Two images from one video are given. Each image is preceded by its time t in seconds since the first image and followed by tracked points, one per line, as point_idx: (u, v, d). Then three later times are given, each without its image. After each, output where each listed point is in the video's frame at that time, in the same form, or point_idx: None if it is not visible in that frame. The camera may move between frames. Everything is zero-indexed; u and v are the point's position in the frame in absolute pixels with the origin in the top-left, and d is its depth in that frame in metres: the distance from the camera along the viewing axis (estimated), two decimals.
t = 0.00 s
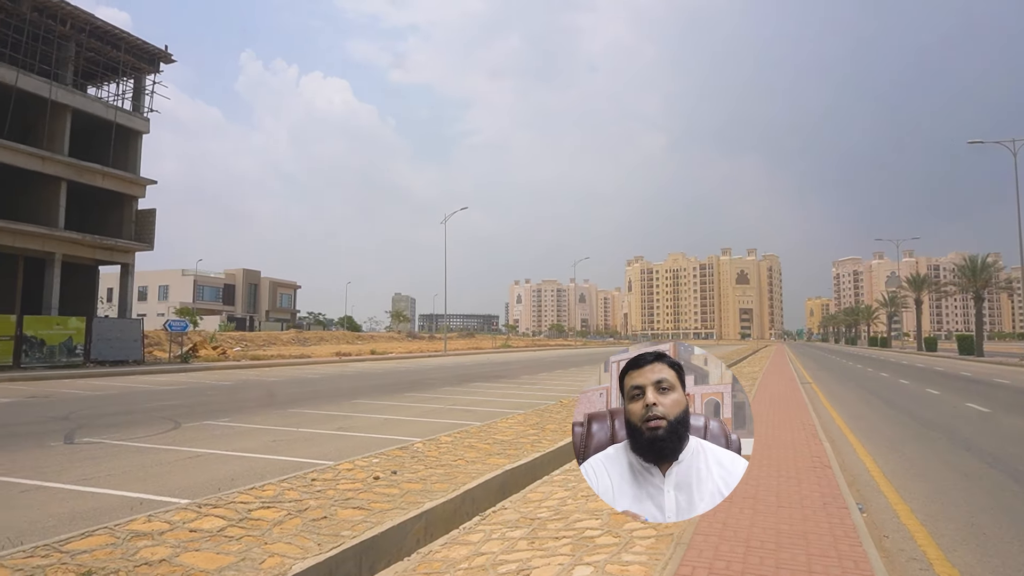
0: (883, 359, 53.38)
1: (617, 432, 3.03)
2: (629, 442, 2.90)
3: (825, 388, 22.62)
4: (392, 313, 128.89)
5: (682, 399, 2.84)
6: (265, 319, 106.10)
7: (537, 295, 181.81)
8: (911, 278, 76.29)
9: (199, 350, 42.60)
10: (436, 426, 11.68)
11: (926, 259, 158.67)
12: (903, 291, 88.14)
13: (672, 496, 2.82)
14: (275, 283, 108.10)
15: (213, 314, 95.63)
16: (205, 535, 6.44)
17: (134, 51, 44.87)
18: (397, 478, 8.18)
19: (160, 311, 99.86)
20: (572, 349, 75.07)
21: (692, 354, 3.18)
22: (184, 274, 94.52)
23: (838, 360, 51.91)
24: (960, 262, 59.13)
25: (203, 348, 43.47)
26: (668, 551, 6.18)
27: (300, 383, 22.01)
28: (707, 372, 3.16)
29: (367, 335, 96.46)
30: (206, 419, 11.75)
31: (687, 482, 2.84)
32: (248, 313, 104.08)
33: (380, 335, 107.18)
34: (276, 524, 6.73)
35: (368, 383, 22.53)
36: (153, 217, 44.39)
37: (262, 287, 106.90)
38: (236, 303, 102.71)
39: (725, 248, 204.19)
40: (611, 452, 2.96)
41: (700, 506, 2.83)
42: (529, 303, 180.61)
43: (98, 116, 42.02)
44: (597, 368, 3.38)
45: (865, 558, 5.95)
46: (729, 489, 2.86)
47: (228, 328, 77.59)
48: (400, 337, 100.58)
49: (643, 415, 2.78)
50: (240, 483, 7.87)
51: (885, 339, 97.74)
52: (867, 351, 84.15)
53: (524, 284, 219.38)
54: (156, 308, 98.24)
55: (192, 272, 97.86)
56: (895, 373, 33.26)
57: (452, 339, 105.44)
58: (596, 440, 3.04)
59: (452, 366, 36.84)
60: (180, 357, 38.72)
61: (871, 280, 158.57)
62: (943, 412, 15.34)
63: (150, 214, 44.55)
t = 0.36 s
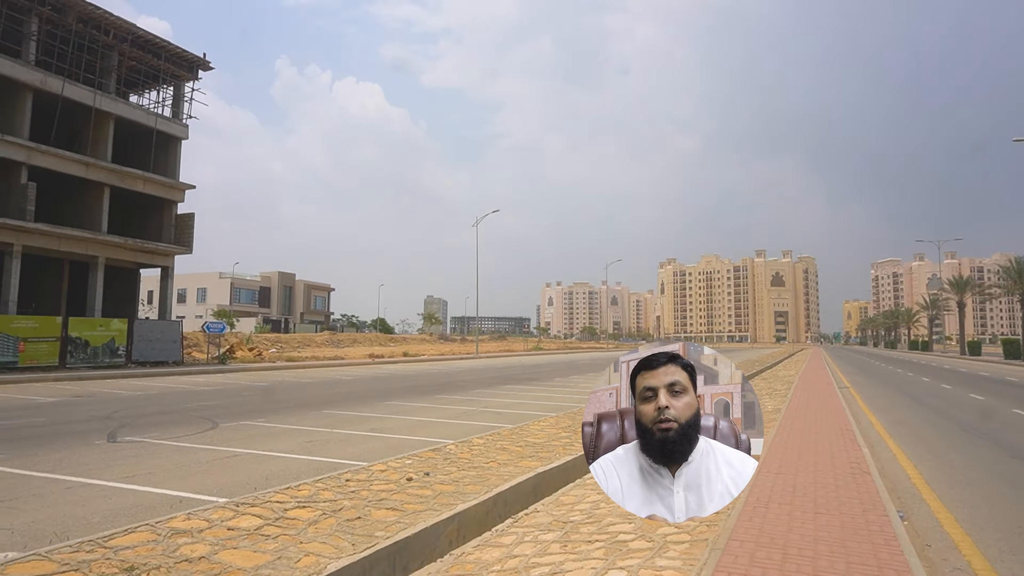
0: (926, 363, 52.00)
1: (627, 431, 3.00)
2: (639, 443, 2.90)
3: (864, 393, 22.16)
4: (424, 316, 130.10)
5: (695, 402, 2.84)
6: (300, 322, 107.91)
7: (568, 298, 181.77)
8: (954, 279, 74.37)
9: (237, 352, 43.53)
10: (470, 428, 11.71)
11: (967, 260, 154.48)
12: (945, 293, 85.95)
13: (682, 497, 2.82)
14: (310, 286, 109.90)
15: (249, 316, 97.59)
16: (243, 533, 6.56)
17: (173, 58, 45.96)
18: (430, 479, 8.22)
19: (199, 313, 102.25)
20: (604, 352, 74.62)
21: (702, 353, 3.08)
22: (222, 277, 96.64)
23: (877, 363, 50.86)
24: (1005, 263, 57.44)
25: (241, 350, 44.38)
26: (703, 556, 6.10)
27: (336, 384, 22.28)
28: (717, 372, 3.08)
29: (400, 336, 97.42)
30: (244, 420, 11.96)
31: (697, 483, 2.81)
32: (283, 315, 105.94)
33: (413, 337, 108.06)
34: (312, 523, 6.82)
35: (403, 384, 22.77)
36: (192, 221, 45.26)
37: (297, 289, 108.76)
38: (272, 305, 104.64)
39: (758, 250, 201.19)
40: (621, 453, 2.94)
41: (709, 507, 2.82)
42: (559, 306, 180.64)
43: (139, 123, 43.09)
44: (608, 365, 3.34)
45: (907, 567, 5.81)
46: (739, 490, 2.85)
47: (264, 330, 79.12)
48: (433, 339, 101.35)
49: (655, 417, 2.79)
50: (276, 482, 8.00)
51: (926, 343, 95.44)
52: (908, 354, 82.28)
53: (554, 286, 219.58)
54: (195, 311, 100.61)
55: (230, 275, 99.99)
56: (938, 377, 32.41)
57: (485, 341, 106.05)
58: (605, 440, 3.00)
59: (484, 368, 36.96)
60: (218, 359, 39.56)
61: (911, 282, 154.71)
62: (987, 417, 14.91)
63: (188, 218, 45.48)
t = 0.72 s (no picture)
0: (986, 366, 50.04)
1: (637, 431, 3.12)
2: (650, 445, 3.02)
3: (919, 397, 21.48)
4: (466, 321, 130.81)
5: (704, 403, 2.94)
6: (344, 328, 109.66)
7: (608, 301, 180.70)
8: (1013, 279, 71.61)
9: (283, 358, 44.50)
10: (513, 433, 11.72)
11: None
12: (1007, 295, 82.60)
13: (692, 496, 2.98)
14: (354, 292, 111.70)
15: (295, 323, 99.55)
16: (293, 535, 6.68)
17: (221, 73, 47.19)
18: (475, 484, 8.26)
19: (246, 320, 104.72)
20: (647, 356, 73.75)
21: (712, 353, 3.15)
22: (268, 285, 98.86)
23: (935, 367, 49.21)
24: None
25: (287, 356, 45.35)
26: (752, 564, 5.98)
27: (381, 389, 22.49)
28: (727, 372, 3.15)
29: (442, 342, 98.04)
30: (290, 424, 12.18)
31: (706, 483, 2.97)
32: (327, 322, 107.75)
33: (454, 342, 108.54)
34: (358, 527, 6.91)
35: (448, 389, 22.94)
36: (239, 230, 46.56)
37: (341, 296, 110.68)
38: (316, 311, 106.58)
39: (804, 251, 196.73)
40: (631, 454, 3.08)
41: (718, 505, 2.97)
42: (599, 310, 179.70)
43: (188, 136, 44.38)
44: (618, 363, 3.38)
45: None
46: (746, 489, 3.00)
47: (309, 336, 80.61)
48: (474, 344, 101.71)
49: (665, 420, 2.90)
50: (324, 486, 8.12)
51: (986, 346, 91.94)
52: (969, 358, 79.15)
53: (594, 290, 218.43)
54: (243, 317, 103.11)
55: (276, 283, 102.16)
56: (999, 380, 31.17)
57: (527, 346, 105.97)
58: (616, 440, 3.14)
59: (526, 373, 36.91)
60: (265, 365, 40.51)
61: (966, 282, 149.22)
62: None
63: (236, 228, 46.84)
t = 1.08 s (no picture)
0: None
1: (647, 431, 3.02)
2: (659, 444, 2.93)
3: (981, 399, 20.72)
4: (508, 323, 131.28)
5: (715, 403, 2.87)
6: (388, 332, 111.21)
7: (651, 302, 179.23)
8: None
9: (330, 362, 45.41)
10: (556, 436, 11.71)
11: None
12: None
13: (700, 496, 2.88)
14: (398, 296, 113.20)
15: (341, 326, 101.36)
16: (341, 536, 6.79)
17: (267, 83, 48.27)
18: (519, 486, 8.27)
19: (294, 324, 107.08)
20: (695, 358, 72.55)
21: (721, 353, 3.04)
22: (315, 289, 100.96)
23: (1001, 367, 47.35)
24: None
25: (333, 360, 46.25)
26: (804, 571, 5.83)
27: (427, 392, 22.74)
28: (736, 372, 3.04)
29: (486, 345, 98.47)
30: (337, 427, 12.40)
31: (716, 483, 2.86)
32: (372, 325, 109.40)
33: (498, 345, 108.72)
34: (405, 528, 6.98)
35: (495, 392, 23.07)
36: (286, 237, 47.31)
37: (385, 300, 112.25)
38: (361, 315, 108.35)
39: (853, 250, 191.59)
40: (640, 453, 2.98)
41: (728, 506, 2.86)
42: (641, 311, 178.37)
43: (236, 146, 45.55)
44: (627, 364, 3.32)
45: None
46: (758, 489, 2.88)
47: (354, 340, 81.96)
48: (518, 347, 101.91)
49: (674, 418, 2.82)
50: (370, 488, 8.24)
51: None
52: None
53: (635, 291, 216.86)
54: (290, 322, 105.50)
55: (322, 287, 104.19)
56: None
57: (571, 348, 105.79)
58: (625, 439, 3.04)
59: (571, 376, 36.84)
60: (313, 368, 41.37)
61: None
62: None
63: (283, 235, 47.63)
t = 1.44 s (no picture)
0: None
1: (656, 431, 2.97)
2: (669, 444, 2.89)
3: None
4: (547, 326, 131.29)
5: (725, 403, 2.83)
6: (428, 334, 112.26)
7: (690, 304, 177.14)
8: None
9: (370, 364, 46.11)
10: (596, 439, 11.63)
11: None
12: None
13: (711, 495, 2.83)
14: (437, 299, 114.16)
15: (380, 329, 102.66)
16: (382, 537, 6.85)
17: (308, 90, 49.15)
18: (559, 490, 8.25)
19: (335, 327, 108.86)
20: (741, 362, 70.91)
21: (730, 353, 2.99)
22: (355, 293, 102.50)
23: None
24: None
25: (373, 362, 46.94)
26: None
27: (467, 395, 22.84)
28: (745, 372, 3.00)
29: (524, 347, 98.47)
30: (377, 429, 12.54)
31: (725, 482, 2.83)
32: (411, 328, 110.53)
33: (536, 348, 108.27)
34: (445, 530, 7.02)
35: (537, 395, 23.10)
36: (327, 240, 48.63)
37: (425, 303, 113.40)
38: (401, 318, 109.60)
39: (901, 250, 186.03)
40: (650, 454, 2.94)
41: (738, 505, 2.83)
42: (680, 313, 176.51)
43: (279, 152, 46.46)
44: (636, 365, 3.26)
45: None
46: (768, 488, 2.85)
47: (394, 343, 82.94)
48: (557, 349, 101.63)
49: (686, 417, 2.78)
50: (411, 490, 8.31)
51: None
52: None
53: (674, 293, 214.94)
54: (332, 325, 107.28)
55: (362, 291, 105.72)
56: None
57: (611, 351, 105.09)
58: (634, 440, 2.98)
59: (613, 379, 36.56)
60: (353, 370, 42.05)
61: None
62: None
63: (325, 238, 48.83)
